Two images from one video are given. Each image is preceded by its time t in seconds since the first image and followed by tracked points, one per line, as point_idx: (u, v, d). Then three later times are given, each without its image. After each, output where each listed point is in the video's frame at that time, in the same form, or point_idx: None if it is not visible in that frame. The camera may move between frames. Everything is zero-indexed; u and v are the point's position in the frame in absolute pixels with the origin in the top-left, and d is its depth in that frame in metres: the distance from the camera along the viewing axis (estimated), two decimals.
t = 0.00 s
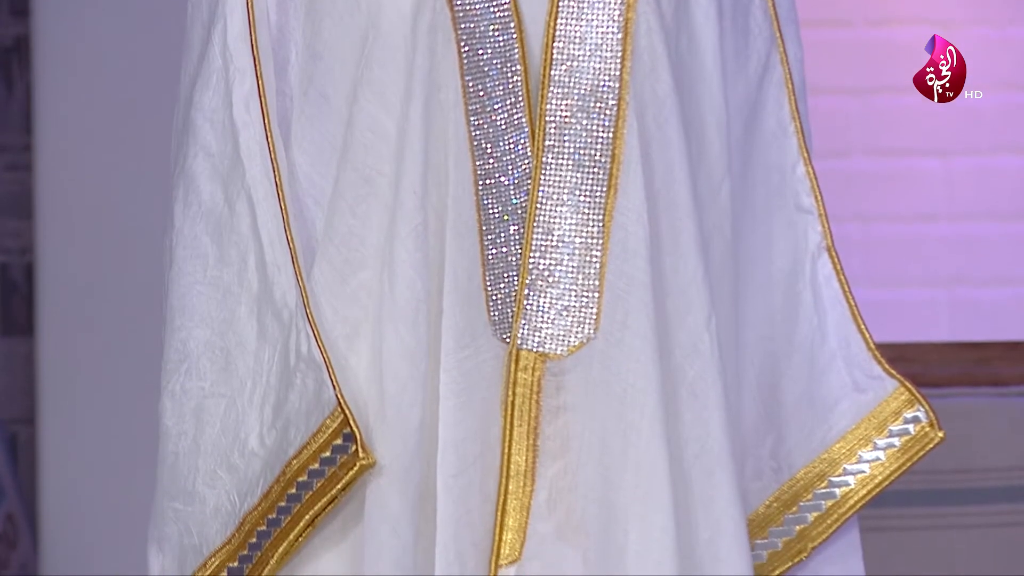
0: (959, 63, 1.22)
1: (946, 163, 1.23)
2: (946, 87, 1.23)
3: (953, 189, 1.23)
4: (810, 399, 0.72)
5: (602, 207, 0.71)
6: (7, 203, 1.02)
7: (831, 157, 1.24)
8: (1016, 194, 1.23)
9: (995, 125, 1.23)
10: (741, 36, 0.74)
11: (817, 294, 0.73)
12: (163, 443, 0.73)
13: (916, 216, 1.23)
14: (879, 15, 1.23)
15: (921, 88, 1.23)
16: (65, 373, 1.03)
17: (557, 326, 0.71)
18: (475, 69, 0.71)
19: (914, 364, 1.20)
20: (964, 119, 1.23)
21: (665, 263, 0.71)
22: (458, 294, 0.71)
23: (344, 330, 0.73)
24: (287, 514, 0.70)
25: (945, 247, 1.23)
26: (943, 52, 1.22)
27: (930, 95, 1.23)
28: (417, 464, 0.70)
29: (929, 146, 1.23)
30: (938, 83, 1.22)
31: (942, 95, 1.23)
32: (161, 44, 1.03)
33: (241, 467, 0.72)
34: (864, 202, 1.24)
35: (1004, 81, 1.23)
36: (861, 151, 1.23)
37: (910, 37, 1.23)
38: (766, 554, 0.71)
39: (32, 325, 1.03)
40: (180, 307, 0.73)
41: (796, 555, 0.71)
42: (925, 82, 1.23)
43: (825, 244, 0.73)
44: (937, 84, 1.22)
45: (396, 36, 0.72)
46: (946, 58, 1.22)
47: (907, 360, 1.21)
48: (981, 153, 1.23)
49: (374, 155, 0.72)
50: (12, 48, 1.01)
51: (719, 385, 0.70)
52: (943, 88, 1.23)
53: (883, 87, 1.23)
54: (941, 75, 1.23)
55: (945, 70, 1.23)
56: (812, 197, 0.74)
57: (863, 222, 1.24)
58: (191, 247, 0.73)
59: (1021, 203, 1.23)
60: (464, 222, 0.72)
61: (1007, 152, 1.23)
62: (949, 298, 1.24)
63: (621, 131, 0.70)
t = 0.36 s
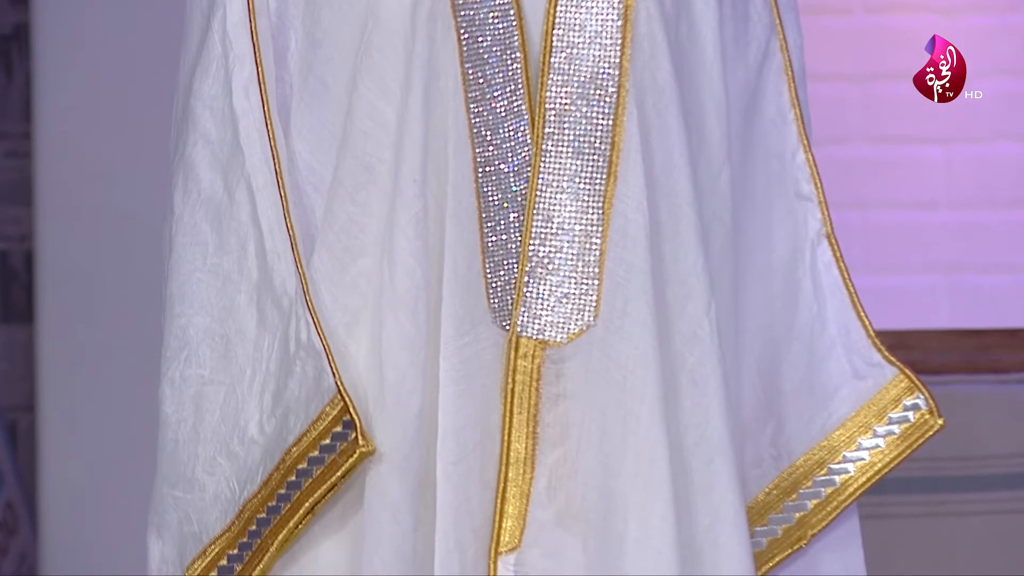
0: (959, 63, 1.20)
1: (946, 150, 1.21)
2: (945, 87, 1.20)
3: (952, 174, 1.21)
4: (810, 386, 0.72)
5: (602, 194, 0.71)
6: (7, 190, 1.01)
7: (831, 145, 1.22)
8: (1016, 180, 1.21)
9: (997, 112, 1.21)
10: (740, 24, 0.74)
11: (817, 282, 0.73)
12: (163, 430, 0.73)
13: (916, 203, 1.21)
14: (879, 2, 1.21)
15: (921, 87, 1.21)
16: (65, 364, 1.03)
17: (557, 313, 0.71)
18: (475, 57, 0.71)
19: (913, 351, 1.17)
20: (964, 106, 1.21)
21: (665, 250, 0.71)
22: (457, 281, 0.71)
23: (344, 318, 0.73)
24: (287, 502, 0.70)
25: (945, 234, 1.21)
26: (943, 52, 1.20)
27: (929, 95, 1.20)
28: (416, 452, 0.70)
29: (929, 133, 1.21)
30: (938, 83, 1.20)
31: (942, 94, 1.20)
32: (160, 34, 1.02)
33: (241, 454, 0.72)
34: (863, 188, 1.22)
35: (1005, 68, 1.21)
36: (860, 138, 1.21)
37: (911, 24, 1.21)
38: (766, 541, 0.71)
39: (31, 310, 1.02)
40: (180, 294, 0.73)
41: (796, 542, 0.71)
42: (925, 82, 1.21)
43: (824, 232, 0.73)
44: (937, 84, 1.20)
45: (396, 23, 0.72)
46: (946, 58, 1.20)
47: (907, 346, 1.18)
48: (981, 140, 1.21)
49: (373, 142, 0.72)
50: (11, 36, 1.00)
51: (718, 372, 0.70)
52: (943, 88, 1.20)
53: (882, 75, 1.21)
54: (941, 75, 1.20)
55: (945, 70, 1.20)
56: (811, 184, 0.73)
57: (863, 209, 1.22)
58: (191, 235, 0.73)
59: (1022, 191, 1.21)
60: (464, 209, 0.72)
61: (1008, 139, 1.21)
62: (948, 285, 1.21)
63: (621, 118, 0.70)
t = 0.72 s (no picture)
0: (959, 64, 1.18)
1: (947, 137, 1.18)
2: (945, 87, 1.18)
3: (952, 163, 1.18)
4: (809, 374, 0.72)
5: (601, 182, 0.71)
6: (6, 177, 1.00)
7: (830, 133, 1.19)
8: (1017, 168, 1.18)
9: (997, 99, 1.18)
10: (740, 12, 0.74)
11: (817, 270, 0.73)
12: (162, 419, 0.72)
13: (916, 192, 1.18)
14: None
15: (921, 87, 1.18)
16: (64, 355, 1.02)
17: (557, 301, 0.71)
18: (474, 44, 0.71)
19: (913, 339, 1.15)
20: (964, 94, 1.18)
21: (664, 238, 0.71)
22: (457, 269, 0.71)
23: (343, 306, 0.73)
24: (287, 489, 0.70)
25: (945, 222, 1.18)
26: (943, 52, 1.18)
27: (929, 95, 1.18)
28: (416, 440, 0.70)
29: (930, 120, 1.18)
30: (938, 83, 1.18)
31: (941, 94, 1.18)
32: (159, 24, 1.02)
33: (240, 442, 0.72)
34: (864, 174, 1.19)
35: (1005, 54, 1.19)
36: (861, 126, 1.19)
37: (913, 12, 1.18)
38: (765, 529, 0.71)
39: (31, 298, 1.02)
40: (179, 282, 0.72)
41: (795, 530, 0.71)
42: (925, 83, 1.18)
43: (824, 220, 0.73)
44: (937, 84, 1.18)
45: (396, 11, 0.72)
46: (946, 59, 1.18)
47: (905, 335, 1.16)
48: (981, 129, 1.18)
49: (372, 129, 0.72)
50: (11, 23, 1.00)
51: (717, 360, 0.70)
52: (943, 88, 1.18)
53: (884, 61, 1.19)
54: (941, 75, 1.18)
55: (945, 70, 1.18)
56: (811, 171, 0.73)
57: (863, 198, 1.18)
58: (190, 223, 0.73)
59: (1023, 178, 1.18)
60: (463, 196, 0.72)
61: (1008, 127, 1.18)
62: (948, 274, 1.18)
63: (621, 106, 0.70)
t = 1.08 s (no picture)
0: (959, 63, 1.14)
1: (947, 124, 1.15)
2: (945, 87, 1.14)
3: (951, 149, 1.15)
4: (809, 363, 0.72)
5: (601, 170, 0.71)
6: (7, 166, 1.01)
7: (829, 121, 1.16)
8: (1016, 156, 1.14)
9: (995, 89, 1.15)
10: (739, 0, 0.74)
11: (817, 258, 0.73)
12: (162, 407, 0.73)
13: (916, 180, 1.15)
14: None
15: (921, 88, 1.15)
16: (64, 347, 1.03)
17: (556, 290, 0.71)
18: (474, 33, 0.71)
19: (912, 328, 1.11)
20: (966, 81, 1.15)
21: (664, 226, 0.71)
22: (457, 257, 0.71)
23: (343, 295, 0.73)
24: (287, 477, 0.70)
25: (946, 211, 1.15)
26: (943, 52, 1.14)
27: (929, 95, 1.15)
28: (416, 429, 0.70)
29: (930, 107, 1.15)
30: (938, 83, 1.14)
31: (941, 95, 1.14)
32: (158, 16, 1.02)
33: (240, 431, 0.72)
34: (863, 163, 1.16)
35: (1003, 45, 1.14)
36: (860, 114, 1.15)
37: None
38: (765, 517, 0.71)
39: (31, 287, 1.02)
40: (179, 270, 0.73)
41: (795, 519, 0.71)
42: (925, 82, 1.14)
43: (823, 208, 0.73)
44: (936, 84, 1.14)
45: None
46: (946, 58, 1.14)
47: (905, 324, 1.12)
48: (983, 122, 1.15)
49: (372, 118, 0.72)
50: (11, 10, 1.00)
51: (717, 348, 0.70)
52: (943, 89, 1.14)
53: (880, 49, 1.15)
54: (941, 75, 1.14)
55: (945, 70, 1.14)
56: (811, 160, 0.73)
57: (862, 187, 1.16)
58: (190, 211, 0.73)
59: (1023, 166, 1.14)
60: (462, 185, 0.72)
61: (1009, 114, 1.14)
62: (948, 263, 1.15)
63: (620, 94, 0.70)
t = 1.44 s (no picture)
0: (959, 63, 1.14)
1: (947, 114, 1.15)
2: (945, 87, 1.14)
3: (952, 139, 1.15)
4: (809, 353, 0.72)
5: (601, 161, 0.71)
6: (6, 156, 1.00)
7: (830, 110, 1.15)
8: (1016, 145, 1.15)
9: (996, 78, 1.15)
10: None
11: (817, 248, 0.72)
12: (162, 397, 0.73)
13: (916, 169, 1.15)
14: None
15: (921, 88, 1.14)
16: (64, 340, 1.03)
17: (556, 280, 0.71)
18: (474, 23, 0.71)
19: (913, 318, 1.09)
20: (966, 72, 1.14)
21: (664, 216, 0.71)
22: (457, 247, 0.71)
23: (343, 285, 0.73)
24: (287, 468, 0.70)
25: (946, 202, 1.15)
26: (943, 51, 1.14)
27: (929, 95, 1.14)
28: (415, 419, 0.70)
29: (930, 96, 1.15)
30: (938, 83, 1.14)
31: (941, 95, 1.14)
32: (159, 9, 1.02)
33: (240, 421, 0.72)
34: (863, 155, 1.16)
35: (1004, 34, 1.14)
36: (861, 103, 1.15)
37: None
38: (764, 508, 0.71)
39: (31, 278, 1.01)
40: (179, 260, 0.72)
41: (794, 509, 0.71)
42: (924, 82, 1.14)
43: (823, 198, 0.72)
44: (937, 84, 1.14)
45: None
46: (946, 58, 1.14)
47: (906, 313, 1.10)
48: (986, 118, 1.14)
49: (372, 108, 0.72)
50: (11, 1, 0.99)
51: (717, 338, 0.70)
52: (943, 89, 1.14)
53: (881, 39, 1.15)
54: (941, 75, 1.14)
55: (945, 70, 1.14)
56: (811, 150, 0.73)
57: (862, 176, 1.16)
58: (190, 201, 0.73)
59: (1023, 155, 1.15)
60: (462, 175, 0.72)
61: (1009, 105, 1.14)
62: (948, 255, 1.15)
63: (621, 84, 0.70)
